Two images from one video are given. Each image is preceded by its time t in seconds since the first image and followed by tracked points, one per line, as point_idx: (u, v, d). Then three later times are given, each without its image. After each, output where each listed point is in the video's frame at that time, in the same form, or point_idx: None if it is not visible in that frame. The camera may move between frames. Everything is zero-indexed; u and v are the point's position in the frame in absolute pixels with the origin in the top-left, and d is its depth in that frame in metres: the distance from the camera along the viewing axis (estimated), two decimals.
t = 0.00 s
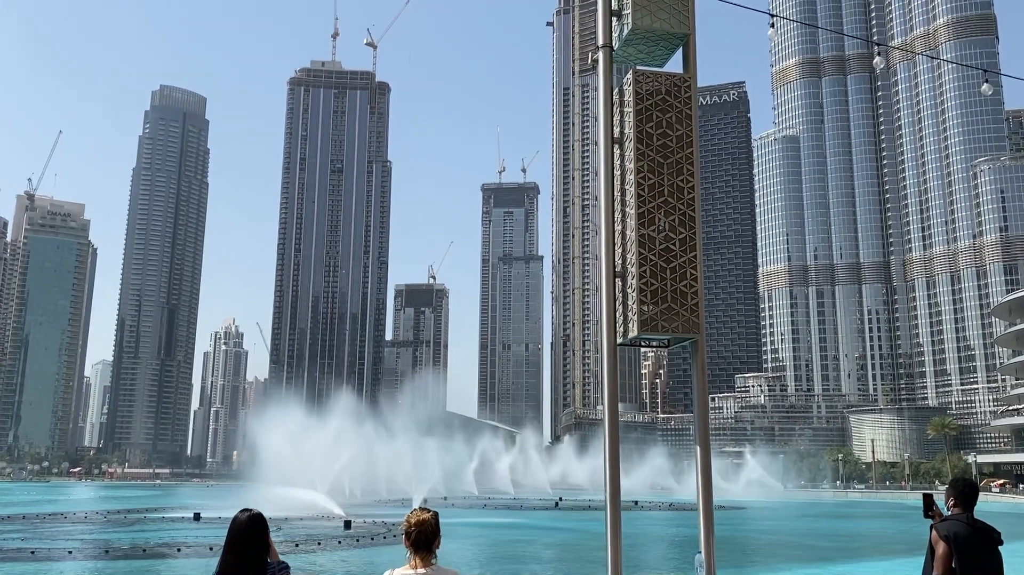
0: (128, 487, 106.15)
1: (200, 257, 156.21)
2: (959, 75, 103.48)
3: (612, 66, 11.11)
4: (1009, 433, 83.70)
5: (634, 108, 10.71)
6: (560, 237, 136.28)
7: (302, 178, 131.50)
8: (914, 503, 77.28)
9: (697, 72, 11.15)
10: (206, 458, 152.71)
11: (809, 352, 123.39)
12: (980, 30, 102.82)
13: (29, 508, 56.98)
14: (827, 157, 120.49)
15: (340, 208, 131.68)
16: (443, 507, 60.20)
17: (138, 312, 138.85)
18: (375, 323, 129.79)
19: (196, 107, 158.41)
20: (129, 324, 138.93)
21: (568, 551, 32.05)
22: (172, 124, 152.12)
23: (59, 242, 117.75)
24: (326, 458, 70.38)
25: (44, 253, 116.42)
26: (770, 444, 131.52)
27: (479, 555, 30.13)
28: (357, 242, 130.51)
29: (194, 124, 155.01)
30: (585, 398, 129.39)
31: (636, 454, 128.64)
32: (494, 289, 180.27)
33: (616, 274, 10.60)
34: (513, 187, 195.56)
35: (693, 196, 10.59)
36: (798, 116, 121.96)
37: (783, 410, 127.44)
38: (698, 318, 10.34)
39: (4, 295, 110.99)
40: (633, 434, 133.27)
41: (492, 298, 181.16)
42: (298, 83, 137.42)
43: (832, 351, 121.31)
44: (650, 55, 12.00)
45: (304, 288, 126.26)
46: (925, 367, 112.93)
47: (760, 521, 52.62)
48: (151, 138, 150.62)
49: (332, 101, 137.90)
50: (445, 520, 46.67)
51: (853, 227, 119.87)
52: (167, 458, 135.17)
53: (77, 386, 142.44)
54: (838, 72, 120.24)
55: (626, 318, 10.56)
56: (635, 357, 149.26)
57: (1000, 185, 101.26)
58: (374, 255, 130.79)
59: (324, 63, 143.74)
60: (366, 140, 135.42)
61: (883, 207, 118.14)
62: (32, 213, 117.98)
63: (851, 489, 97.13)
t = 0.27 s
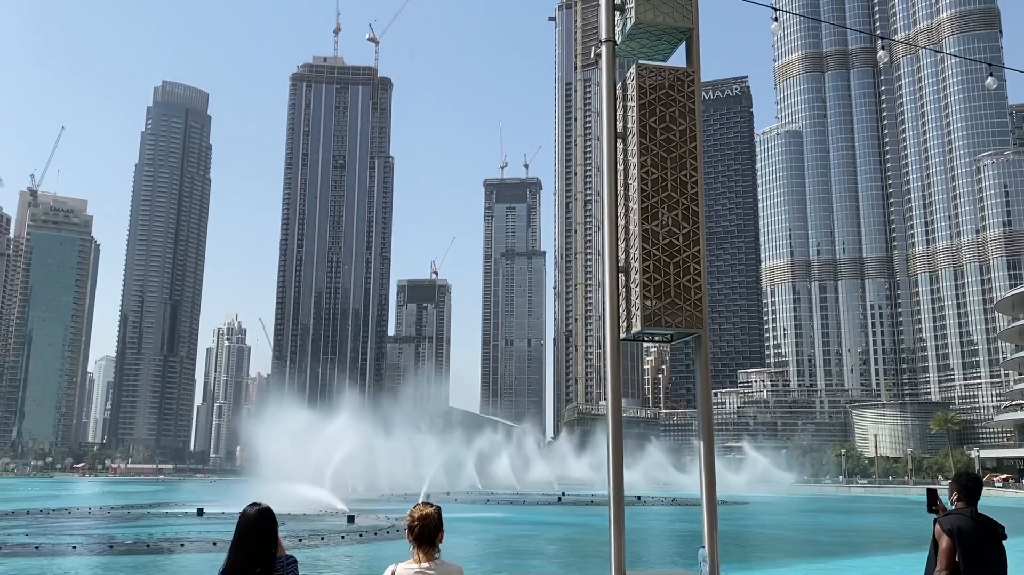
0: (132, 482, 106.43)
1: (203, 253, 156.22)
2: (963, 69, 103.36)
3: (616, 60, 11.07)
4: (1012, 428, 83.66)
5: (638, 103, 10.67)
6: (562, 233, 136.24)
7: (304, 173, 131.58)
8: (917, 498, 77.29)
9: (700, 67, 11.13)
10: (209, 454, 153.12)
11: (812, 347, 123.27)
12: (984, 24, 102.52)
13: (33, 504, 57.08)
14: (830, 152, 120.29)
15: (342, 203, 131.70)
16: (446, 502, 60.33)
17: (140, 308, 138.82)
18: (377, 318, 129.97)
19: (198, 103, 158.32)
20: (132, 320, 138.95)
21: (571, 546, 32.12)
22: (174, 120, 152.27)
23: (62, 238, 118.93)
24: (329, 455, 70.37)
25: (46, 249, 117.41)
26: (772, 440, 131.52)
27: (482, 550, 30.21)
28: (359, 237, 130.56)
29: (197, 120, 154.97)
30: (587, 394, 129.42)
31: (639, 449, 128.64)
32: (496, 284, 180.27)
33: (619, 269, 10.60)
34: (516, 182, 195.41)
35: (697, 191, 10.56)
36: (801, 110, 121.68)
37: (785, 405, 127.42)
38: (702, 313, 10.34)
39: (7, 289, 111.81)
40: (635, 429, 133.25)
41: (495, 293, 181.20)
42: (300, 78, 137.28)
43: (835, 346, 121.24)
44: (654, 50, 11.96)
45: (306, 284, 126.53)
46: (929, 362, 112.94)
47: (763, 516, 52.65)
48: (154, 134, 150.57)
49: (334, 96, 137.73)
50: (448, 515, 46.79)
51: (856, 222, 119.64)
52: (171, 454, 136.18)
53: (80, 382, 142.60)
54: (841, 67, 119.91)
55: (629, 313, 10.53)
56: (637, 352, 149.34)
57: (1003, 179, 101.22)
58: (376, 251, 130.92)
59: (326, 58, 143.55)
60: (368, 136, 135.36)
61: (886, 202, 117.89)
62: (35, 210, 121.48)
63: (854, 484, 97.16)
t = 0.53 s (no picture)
0: (136, 478, 106.78)
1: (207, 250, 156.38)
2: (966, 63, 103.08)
3: (620, 56, 11.06)
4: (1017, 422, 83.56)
5: (642, 98, 10.65)
6: (565, 228, 136.12)
7: (307, 170, 131.25)
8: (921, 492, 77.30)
9: (705, 62, 11.11)
10: (213, 450, 153.52)
11: (815, 342, 123.14)
12: (988, 17, 102.18)
13: (38, 500, 57.28)
14: (834, 147, 120.04)
15: (345, 199, 131.72)
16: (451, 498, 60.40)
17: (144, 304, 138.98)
18: (380, 314, 130.08)
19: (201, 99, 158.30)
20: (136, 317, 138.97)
21: (575, 541, 32.19)
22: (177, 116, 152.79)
23: (66, 235, 118.96)
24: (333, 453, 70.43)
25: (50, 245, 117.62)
26: (775, 434, 131.53)
27: (486, 545, 30.26)
28: (363, 233, 130.55)
29: (199, 117, 155.00)
30: (590, 389, 129.48)
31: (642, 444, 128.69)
32: (499, 280, 180.18)
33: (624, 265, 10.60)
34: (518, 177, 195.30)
35: (701, 186, 10.55)
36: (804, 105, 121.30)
37: (789, 400, 127.29)
38: (707, 309, 10.33)
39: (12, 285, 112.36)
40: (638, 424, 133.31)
41: (498, 289, 181.19)
42: (303, 74, 137.27)
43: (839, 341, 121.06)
44: (658, 45, 11.94)
45: (310, 280, 126.61)
46: (932, 357, 112.81)
47: (767, 511, 52.68)
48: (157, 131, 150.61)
49: (336, 92, 137.15)
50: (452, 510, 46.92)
51: (860, 217, 119.36)
52: (175, 450, 137.77)
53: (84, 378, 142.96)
54: (844, 61, 119.54)
55: (634, 308, 10.52)
56: (641, 348, 149.22)
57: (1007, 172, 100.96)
58: (379, 247, 130.98)
59: (329, 54, 143.45)
60: (370, 131, 135.30)
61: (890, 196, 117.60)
62: (39, 206, 122.23)
63: (857, 478, 97.19)
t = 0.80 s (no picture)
0: (141, 474, 107.22)
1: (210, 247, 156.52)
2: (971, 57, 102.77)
3: (624, 50, 11.04)
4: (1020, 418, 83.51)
5: (646, 93, 10.63)
6: (568, 223, 135.99)
7: (310, 166, 131.66)
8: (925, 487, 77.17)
9: (709, 55, 11.08)
10: (217, 446, 153.89)
11: (819, 336, 123.03)
12: (992, 10, 101.74)
13: (44, 496, 57.39)
14: (837, 141, 119.69)
15: (348, 195, 131.76)
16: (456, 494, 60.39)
17: (148, 300, 139.01)
18: (384, 310, 130.14)
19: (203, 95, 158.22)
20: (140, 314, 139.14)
21: (580, 536, 32.20)
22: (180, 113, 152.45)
23: (69, 232, 119.74)
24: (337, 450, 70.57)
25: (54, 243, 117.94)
26: (779, 429, 131.50)
27: (491, 541, 30.37)
28: (366, 229, 130.56)
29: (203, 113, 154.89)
30: (594, 384, 129.62)
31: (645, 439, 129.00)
32: (503, 275, 180.31)
33: (628, 260, 10.57)
34: (521, 172, 195.12)
35: (706, 180, 10.53)
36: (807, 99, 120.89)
37: (793, 394, 127.17)
38: (712, 303, 10.30)
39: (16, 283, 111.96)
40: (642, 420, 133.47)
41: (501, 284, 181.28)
42: (305, 70, 137.28)
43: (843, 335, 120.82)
44: (661, 39, 11.91)
45: (313, 276, 126.78)
46: (936, 351, 112.68)
47: (771, 505, 52.82)
48: (160, 128, 150.63)
49: (339, 88, 137.93)
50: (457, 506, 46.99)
51: (864, 211, 119.21)
52: (180, 446, 138.12)
53: (89, 375, 143.35)
54: (848, 55, 119.21)
55: (639, 304, 10.50)
56: (644, 343, 149.14)
57: (1011, 166, 100.65)
58: (382, 243, 131.07)
59: (331, 50, 143.43)
60: (373, 127, 135.27)
61: (894, 191, 117.45)
62: (42, 203, 120.13)
63: (861, 473, 97.21)
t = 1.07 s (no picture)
0: (145, 471, 107.71)
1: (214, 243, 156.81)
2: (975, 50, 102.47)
3: (627, 45, 11.01)
4: None
5: (650, 87, 10.59)
6: (571, 219, 135.87)
7: (313, 163, 131.81)
8: (930, 482, 77.04)
9: (713, 50, 11.05)
10: (221, 442, 154.23)
11: (823, 332, 122.95)
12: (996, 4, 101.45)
13: (49, 493, 57.52)
14: (841, 135, 119.33)
15: (351, 191, 131.82)
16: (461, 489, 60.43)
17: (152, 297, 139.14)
18: (387, 306, 130.15)
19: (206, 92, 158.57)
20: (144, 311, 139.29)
21: (584, 532, 32.17)
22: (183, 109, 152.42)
23: (72, 230, 117.91)
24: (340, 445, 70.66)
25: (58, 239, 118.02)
26: (783, 424, 131.52)
27: (495, 536, 30.46)
28: (369, 226, 130.56)
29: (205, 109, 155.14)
30: (598, 379, 129.74)
31: (649, 435, 129.09)
32: (506, 271, 180.39)
33: (632, 254, 10.55)
34: (524, 168, 195.00)
35: (710, 174, 10.50)
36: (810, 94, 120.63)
37: (797, 390, 126.98)
38: (715, 299, 10.30)
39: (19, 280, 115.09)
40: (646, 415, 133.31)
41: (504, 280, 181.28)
42: (308, 67, 137.24)
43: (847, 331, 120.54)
44: (665, 34, 11.87)
45: (317, 273, 126.85)
46: (941, 346, 112.63)
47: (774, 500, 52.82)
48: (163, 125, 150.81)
49: (342, 85, 138.29)
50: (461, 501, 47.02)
51: (867, 206, 119.07)
52: (184, 443, 138.34)
53: (93, 371, 143.76)
54: (851, 50, 118.90)
55: (643, 299, 10.48)
56: (648, 338, 149.04)
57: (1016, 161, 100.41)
58: (385, 239, 131.12)
59: (334, 46, 143.45)
60: (376, 123, 135.20)
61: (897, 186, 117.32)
62: (47, 200, 120.12)
63: (865, 468, 97.19)
